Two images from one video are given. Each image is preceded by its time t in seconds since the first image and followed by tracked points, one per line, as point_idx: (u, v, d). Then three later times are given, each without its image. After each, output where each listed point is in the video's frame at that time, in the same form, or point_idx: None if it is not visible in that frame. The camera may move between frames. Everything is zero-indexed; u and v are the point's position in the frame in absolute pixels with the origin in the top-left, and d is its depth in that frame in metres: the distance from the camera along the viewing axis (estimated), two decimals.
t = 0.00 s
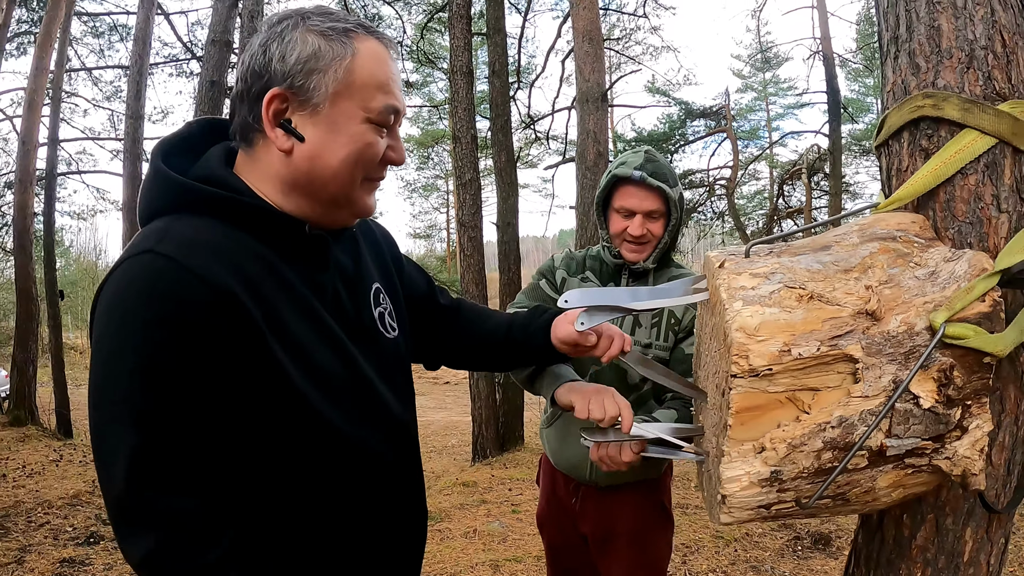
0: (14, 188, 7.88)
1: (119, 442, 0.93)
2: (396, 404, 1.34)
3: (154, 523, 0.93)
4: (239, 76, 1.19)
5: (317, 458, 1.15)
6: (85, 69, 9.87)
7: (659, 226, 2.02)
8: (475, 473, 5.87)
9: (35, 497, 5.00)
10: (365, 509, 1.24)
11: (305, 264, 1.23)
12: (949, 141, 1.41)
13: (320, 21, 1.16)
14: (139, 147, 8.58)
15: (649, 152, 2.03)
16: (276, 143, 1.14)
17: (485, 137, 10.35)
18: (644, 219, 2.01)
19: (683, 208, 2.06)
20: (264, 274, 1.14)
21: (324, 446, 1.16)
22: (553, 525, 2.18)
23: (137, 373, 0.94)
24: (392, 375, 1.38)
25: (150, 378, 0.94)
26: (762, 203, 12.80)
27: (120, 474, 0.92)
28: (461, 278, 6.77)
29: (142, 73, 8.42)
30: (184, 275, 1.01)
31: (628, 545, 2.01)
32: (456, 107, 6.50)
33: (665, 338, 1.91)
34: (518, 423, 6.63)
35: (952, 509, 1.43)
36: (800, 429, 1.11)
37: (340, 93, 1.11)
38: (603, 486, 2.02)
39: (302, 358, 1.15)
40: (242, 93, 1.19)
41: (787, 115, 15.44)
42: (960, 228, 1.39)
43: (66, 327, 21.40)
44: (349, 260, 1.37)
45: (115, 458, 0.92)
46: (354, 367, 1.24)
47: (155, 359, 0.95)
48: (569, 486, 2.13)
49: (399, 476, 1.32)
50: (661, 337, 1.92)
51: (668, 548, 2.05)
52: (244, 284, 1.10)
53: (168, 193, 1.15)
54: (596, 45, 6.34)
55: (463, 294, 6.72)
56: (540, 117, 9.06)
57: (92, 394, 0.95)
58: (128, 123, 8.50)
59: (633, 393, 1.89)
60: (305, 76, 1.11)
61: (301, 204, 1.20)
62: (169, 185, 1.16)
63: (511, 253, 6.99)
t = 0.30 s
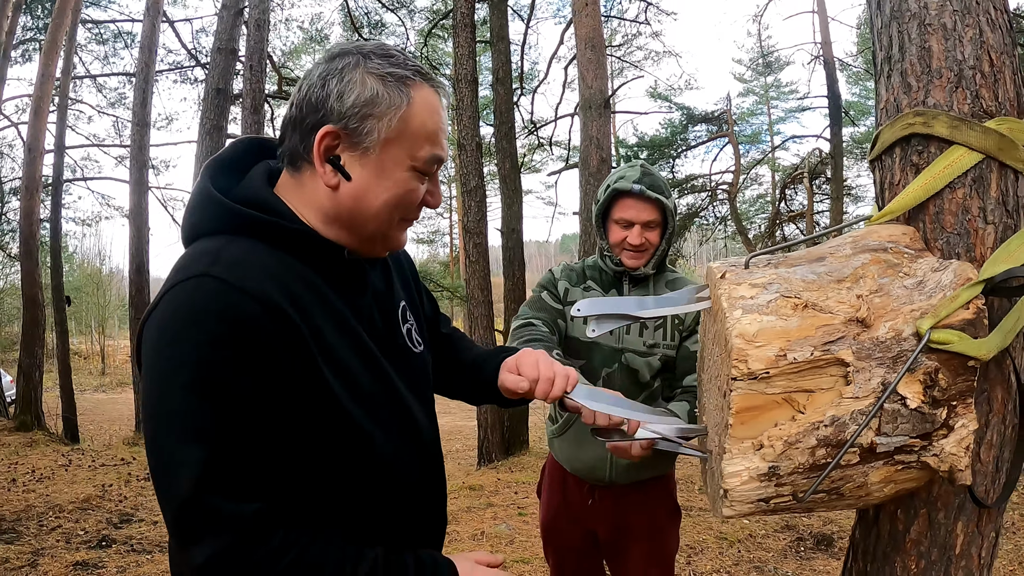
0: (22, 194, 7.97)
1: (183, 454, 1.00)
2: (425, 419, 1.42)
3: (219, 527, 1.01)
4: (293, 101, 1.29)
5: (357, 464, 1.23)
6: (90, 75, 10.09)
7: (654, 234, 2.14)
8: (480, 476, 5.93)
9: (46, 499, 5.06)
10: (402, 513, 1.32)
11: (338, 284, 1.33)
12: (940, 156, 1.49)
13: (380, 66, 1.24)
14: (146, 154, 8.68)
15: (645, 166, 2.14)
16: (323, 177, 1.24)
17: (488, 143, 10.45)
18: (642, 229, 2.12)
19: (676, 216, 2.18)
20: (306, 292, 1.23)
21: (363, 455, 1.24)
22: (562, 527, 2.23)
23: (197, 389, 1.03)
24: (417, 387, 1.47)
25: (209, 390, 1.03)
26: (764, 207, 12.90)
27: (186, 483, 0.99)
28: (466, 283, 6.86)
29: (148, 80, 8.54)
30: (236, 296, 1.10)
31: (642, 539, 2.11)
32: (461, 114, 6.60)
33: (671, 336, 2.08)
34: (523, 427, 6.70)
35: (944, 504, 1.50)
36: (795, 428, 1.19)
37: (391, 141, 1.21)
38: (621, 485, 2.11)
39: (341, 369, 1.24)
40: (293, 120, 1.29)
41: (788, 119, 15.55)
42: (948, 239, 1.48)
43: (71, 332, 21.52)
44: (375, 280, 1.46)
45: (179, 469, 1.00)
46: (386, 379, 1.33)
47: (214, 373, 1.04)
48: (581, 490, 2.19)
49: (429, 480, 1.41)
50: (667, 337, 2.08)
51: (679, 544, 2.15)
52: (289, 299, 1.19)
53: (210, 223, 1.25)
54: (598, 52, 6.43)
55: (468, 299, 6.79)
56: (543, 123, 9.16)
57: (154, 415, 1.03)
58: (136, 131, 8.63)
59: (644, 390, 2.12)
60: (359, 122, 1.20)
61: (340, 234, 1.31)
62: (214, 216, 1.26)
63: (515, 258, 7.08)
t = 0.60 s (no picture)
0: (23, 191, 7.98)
1: (262, 443, 1.04)
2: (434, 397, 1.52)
3: (307, 502, 1.06)
4: (312, 99, 1.33)
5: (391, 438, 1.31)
6: (89, 71, 10.09)
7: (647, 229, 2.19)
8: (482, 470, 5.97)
9: (50, 495, 5.08)
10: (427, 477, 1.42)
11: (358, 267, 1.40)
12: (936, 152, 1.53)
13: (399, 71, 1.29)
14: (146, 150, 8.69)
15: (641, 163, 2.20)
16: (339, 174, 1.29)
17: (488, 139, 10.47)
18: (637, 224, 2.17)
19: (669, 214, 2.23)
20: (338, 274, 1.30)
21: (393, 422, 1.33)
22: (561, 520, 2.27)
23: (267, 376, 1.07)
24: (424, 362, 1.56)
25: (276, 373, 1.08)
26: (764, 202, 12.94)
27: (274, 467, 1.04)
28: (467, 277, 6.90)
29: (148, 77, 8.55)
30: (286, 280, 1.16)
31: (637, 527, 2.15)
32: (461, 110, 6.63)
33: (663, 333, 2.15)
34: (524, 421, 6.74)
35: (941, 490, 1.54)
36: (797, 414, 1.24)
37: (407, 144, 1.26)
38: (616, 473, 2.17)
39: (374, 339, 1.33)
40: (310, 117, 1.33)
41: (787, 114, 15.58)
42: (944, 233, 1.52)
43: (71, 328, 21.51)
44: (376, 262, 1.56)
45: (262, 456, 1.04)
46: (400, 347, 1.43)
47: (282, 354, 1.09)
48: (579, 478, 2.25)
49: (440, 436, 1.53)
50: (659, 334, 2.15)
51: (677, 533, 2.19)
52: (328, 279, 1.26)
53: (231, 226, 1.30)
54: (598, 47, 6.45)
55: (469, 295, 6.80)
56: (542, 118, 9.17)
57: (225, 413, 1.05)
58: (137, 127, 8.64)
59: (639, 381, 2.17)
60: (376, 125, 1.25)
61: (353, 231, 1.36)
62: (233, 217, 1.30)
63: (515, 253, 7.11)
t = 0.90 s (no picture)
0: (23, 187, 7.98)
1: (282, 416, 1.06)
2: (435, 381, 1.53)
3: (330, 472, 1.08)
4: (314, 90, 1.34)
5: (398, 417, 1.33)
6: (89, 67, 10.07)
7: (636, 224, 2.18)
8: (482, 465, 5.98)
9: (52, 491, 5.10)
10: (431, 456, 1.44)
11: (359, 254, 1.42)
12: (936, 147, 1.54)
13: (401, 68, 1.31)
14: (146, 147, 8.70)
15: (623, 160, 2.20)
16: (338, 163, 1.30)
17: (488, 133, 10.47)
18: (623, 219, 2.17)
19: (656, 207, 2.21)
20: (343, 256, 1.32)
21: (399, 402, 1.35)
22: (562, 510, 2.33)
23: (287, 350, 1.09)
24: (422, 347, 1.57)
25: (296, 349, 1.10)
26: (764, 197, 12.95)
27: (294, 438, 1.06)
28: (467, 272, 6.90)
29: (148, 72, 8.55)
30: (299, 261, 1.18)
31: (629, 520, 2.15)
32: (461, 104, 6.62)
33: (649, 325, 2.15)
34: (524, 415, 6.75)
35: (940, 484, 1.55)
36: (798, 408, 1.25)
37: (406, 138, 1.28)
38: (604, 467, 2.17)
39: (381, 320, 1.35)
40: (311, 106, 1.33)
41: (787, 109, 15.59)
42: (944, 228, 1.52)
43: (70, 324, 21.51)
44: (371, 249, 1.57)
45: (286, 431, 1.06)
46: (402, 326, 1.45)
47: (302, 331, 1.11)
48: (574, 471, 2.27)
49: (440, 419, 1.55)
50: (645, 326, 2.15)
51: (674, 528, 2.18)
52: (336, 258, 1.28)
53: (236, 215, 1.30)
54: (598, 42, 6.45)
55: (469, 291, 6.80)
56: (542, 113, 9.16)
57: (245, 390, 1.07)
58: (136, 122, 8.63)
59: (626, 374, 2.20)
60: (376, 119, 1.26)
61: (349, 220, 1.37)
62: (237, 205, 1.31)
63: (515, 248, 7.12)
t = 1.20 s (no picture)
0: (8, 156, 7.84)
1: (239, 378, 1.19)
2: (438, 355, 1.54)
3: (276, 434, 1.19)
4: (324, 67, 1.33)
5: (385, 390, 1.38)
6: (77, 36, 9.87)
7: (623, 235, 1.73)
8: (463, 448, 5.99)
9: (30, 464, 5.06)
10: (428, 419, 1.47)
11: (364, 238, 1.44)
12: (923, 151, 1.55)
13: (413, 78, 1.34)
14: (134, 119, 8.55)
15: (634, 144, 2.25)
16: (330, 152, 1.33)
17: (480, 117, 10.41)
18: (630, 198, 2.16)
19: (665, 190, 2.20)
20: (333, 240, 1.36)
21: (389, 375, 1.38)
22: (564, 497, 2.35)
23: (261, 330, 1.19)
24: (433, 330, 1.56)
25: (260, 323, 1.19)
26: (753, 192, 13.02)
27: (245, 399, 1.18)
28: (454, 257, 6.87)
29: (138, 43, 8.40)
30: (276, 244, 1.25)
31: (641, 511, 2.20)
32: (454, 87, 6.57)
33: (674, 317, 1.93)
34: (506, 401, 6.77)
35: (913, 483, 1.58)
36: (773, 401, 1.26)
37: (401, 150, 1.31)
38: (619, 459, 2.19)
39: (368, 304, 1.37)
40: (315, 82, 1.33)
41: (780, 105, 15.64)
42: (928, 230, 1.54)
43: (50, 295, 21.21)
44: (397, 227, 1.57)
45: (239, 392, 1.19)
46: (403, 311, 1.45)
47: (268, 306, 1.20)
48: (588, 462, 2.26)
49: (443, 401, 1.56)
50: (670, 317, 1.93)
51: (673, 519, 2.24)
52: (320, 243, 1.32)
53: (256, 194, 1.39)
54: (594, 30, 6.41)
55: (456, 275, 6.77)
56: (536, 99, 9.11)
57: (218, 350, 1.21)
58: (123, 93, 8.48)
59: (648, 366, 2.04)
60: (377, 125, 1.29)
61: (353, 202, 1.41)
62: (261, 179, 1.40)
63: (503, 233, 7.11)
